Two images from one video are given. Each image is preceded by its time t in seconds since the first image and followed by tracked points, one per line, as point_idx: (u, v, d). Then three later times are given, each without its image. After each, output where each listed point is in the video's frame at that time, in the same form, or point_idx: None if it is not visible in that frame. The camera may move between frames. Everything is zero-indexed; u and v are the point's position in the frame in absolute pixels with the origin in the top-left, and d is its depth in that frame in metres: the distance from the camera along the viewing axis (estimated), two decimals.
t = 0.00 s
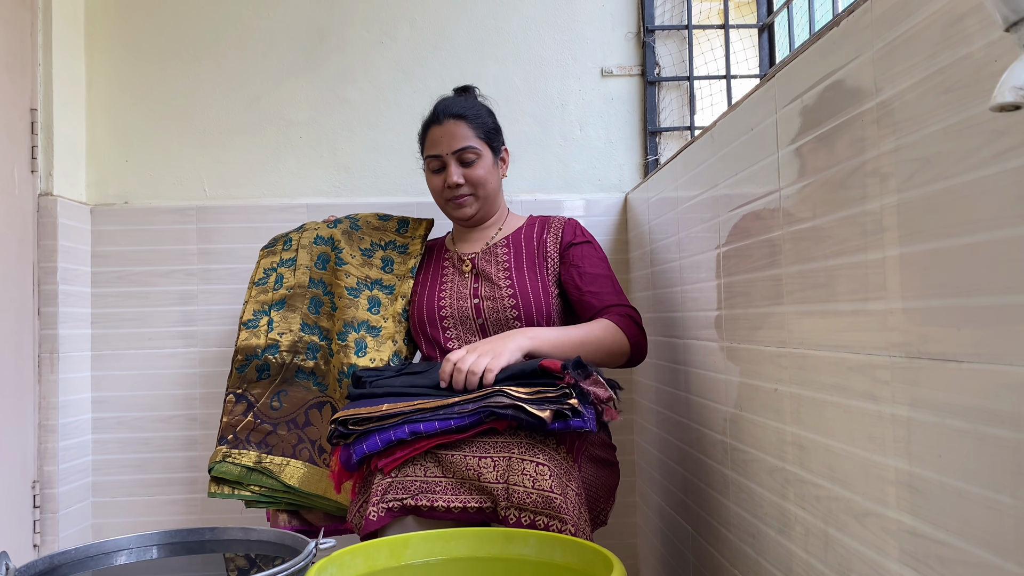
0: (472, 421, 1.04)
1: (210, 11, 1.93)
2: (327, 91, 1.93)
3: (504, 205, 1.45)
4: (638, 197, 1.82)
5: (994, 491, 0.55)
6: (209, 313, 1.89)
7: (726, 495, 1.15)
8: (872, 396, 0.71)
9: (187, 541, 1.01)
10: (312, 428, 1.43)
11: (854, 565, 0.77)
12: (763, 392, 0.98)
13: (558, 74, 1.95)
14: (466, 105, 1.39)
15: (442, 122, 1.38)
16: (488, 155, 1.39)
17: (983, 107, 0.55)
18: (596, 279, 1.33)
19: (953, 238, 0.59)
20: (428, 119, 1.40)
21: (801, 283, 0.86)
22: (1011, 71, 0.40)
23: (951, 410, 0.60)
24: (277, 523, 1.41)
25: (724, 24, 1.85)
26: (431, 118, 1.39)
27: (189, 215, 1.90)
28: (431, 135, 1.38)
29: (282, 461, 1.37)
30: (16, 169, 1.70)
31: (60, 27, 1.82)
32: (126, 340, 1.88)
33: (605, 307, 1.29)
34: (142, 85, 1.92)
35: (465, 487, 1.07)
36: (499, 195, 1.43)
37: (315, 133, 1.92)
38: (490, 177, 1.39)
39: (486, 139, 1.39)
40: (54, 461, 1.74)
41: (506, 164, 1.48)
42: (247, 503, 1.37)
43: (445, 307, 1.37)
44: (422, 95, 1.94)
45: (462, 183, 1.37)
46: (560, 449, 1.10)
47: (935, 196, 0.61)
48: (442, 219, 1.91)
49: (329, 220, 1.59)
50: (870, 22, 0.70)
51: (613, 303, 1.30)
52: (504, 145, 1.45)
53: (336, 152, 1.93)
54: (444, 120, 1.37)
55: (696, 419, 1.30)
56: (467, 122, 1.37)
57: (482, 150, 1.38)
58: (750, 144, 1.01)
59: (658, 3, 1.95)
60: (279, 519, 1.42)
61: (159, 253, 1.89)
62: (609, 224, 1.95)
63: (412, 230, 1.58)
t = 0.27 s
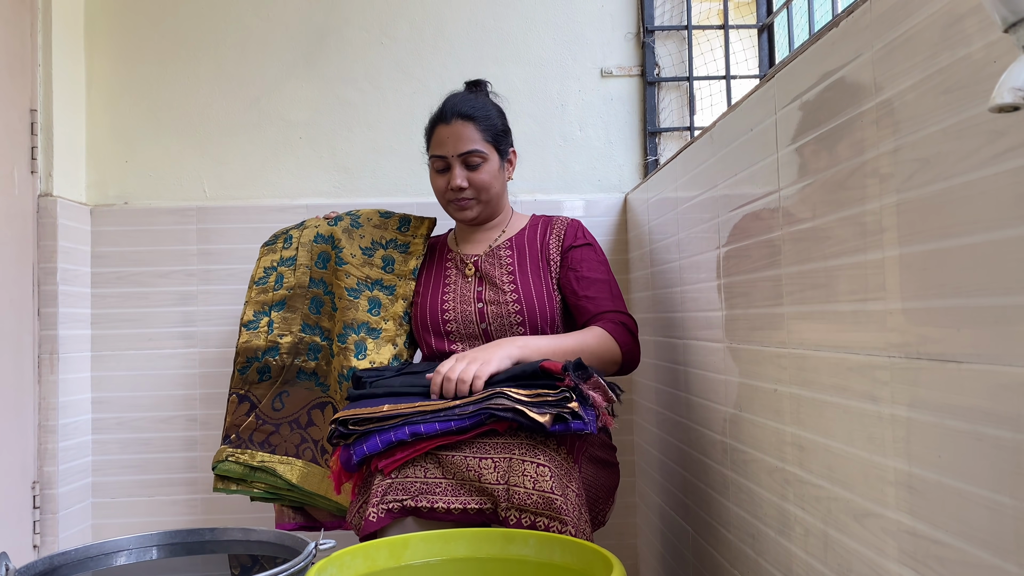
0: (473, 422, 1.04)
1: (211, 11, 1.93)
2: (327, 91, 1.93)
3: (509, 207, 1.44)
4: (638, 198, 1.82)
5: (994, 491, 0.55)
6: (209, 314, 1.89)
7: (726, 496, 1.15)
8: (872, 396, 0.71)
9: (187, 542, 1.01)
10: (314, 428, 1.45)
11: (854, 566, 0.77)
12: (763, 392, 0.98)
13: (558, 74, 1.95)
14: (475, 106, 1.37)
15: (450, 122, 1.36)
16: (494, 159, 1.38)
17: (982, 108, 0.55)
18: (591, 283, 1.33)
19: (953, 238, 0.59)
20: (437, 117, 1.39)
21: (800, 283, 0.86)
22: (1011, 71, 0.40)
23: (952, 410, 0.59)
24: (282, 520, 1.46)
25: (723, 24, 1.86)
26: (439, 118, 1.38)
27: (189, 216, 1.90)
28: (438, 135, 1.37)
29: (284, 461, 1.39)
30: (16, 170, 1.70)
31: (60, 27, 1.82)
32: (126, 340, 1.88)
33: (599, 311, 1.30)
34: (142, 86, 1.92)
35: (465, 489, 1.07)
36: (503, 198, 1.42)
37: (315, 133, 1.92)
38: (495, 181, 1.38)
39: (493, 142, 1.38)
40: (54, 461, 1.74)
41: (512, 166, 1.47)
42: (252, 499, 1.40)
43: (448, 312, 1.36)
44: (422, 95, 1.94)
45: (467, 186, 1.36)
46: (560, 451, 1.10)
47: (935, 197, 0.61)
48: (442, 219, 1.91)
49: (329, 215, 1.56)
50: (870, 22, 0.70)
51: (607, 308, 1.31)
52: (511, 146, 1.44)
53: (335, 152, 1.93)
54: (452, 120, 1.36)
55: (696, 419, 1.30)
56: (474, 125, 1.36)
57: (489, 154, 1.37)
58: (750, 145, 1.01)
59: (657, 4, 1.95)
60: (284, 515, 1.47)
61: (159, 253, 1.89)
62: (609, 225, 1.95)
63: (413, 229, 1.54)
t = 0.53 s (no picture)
0: (473, 423, 1.05)
1: (210, 12, 1.93)
2: (327, 92, 1.93)
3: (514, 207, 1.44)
4: (638, 198, 1.82)
5: (994, 492, 0.55)
6: (209, 315, 1.89)
7: (726, 496, 1.15)
8: (872, 396, 0.71)
9: (186, 543, 1.01)
10: (309, 417, 1.44)
11: (853, 566, 0.77)
12: (763, 393, 0.98)
13: (557, 75, 1.95)
14: (482, 104, 1.38)
15: (457, 121, 1.36)
16: (500, 159, 1.38)
17: (982, 109, 0.55)
18: (596, 289, 1.33)
19: (953, 238, 0.59)
20: (444, 114, 1.38)
21: (800, 284, 0.86)
22: (1010, 72, 0.40)
23: (951, 411, 0.59)
24: (275, 511, 1.41)
25: (722, 25, 1.86)
26: (445, 115, 1.38)
27: (188, 217, 1.90)
28: (444, 132, 1.37)
29: (278, 449, 1.38)
30: (15, 171, 1.70)
31: (60, 28, 1.82)
32: (126, 341, 1.88)
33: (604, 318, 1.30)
34: (142, 87, 1.92)
35: (465, 491, 1.07)
36: (507, 198, 1.41)
37: (315, 134, 1.93)
38: (501, 181, 1.38)
39: (500, 141, 1.38)
40: (53, 462, 1.74)
41: (518, 167, 1.47)
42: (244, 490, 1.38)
43: (449, 313, 1.37)
44: (422, 96, 1.94)
45: (471, 185, 1.35)
46: (560, 453, 1.10)
47: (934, 197, 0.61)
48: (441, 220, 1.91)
49: (331, 203, 1.56)
50: (869, 23, 0.70)
51: (612, 315, 1.30)
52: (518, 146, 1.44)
53: (335, 153, 1.93)
54: (459, 119, 1.35)
55: (696, 420, 1.30)
56: (481, 123, 1.36)
57: (495, 153, 1.37)
58: (750, 145, 1.01)
59: (656, 4, 1.95)
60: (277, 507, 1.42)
61: (159, 254, 1.89)
62: (608, 226, 1.95)
63: (416, 218, 1.54)
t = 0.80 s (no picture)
0: (473, 425, 1.04)
1: (210, 13, 1.93)
2: (326, 93, 1.93)
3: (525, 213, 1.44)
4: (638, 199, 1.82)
5: (992, 493, 0.55)
6: (209, 316, 1.89)
7: (725, 497, 1.15)
8: (871, 398, 0.71)
9: (186, 544, 1.01)
10: (307, 389, 1.38)
11: (852, 567, 0.77)
12: (763, 394, 0.98)
13: (557, 75, 1.96)
14: (497, 109, 1.38)
15: (473, 125, 1.37)
16: (513, 165, 1.37)
17: (980, 110, 0.55)
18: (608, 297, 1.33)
19: (952, 239, 0.59)
20: (459, 119, 1.39)
21: (799, 285, 0.86)
22: (1008, 74, 0.40)
23: (950, 413, 0.59)
24: (263, 485, 1.33)
25: (722, 26, 1.86)
26: (460, 121, 1.38)
27: (188, 218, 1.90)
28: (459, 137, 1.37)
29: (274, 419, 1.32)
30: (15, 172, 1.70)
31: (59, 29, 1.82)
32: (125, 342, 1.88)
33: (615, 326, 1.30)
34: (141, 88, 1.92)
35: (465, 491, 1.07)
36: (520, 204, 1.41)
37: (314, 135, 1.93)
38: (513, 186, 1.38)
39: (514, 147, 1.38)
40: (53, 463, 1.74)
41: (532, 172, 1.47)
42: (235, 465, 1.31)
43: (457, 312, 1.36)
44: (422, 97, 1.94)
45: (484, 190, 1.35)
46: (560, 453, 1.10)
47: (934, 198, 0.61)
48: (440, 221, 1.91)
49: (324, 167, 1.52)
50: (869, 24, 0.70)
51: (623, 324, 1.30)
52: (534, 152, 1.44)
53: (335, 154, 1.93)
54: (474, 123, 1.36)
55: (696, 421, 1.30)
56: (495, 129, 1.36)
57: (509, 159, 1.36)
58: (749, 146, 1.01)
59: (656, 5, 1.96)
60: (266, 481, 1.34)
61: (158, 255, 1.89)
62: (608, 226, 1.95)
63: (415, 191, 1.54)
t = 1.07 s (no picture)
0: (465, 423, 1.05)
1: (210, 14, 1.93)
2: (327, 93, 1.93)
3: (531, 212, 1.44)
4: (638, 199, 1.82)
5: (992, 494, 0.55)
6: (208, 316, 1.89)
7: (725, 497, 1.15)
8: (871, 398, 0.71)
9: (186, 544, 1.01)
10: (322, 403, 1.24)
11: (852, 568, 0.77)
12: (762, 394, 0.98)
13: (557, 75, 1.96)
14: (512, 106, 1.40)
15: (486, 119, 1.37)
16: (524, 161, 1.38)
17: (980, 111, 0.55)
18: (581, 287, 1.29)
19: (952, 240, 0.59)
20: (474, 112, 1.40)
21: (799, 285, 0.86)
22: (1007, 74, 0.40)
23: (950, 413, 0.59)
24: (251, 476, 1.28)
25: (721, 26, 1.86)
26: (475, 114, 1.40)
27: (188, 218, 1.90)
28: (472, 130, 1.38)
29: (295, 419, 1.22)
30: (15, 172, 1.70)
31: (59, 29, 1.82)
32: (125, 342, 1.88)
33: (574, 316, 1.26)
34: (141, 88, 1.92)
35: (459, 490, 1.07)
36: (527, 203, 1.41)
37: (314, 135, 1.93)
38: (523, 182, 1.38)
39: (525, 143, 1.39)
40: (53, 464, 1.74)
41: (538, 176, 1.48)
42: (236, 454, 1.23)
43: (461, 309, 1.34)
44: (422, 98, 1.94)
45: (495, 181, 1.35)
46: (555, 453, 1.10)
47: (933, 199, 0.61)
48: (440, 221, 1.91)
49: (436, 179, 1.04)
50: (868, 24, 0.70)
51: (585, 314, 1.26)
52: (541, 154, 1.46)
53: (335, 154, 1.93)
54: (488, 116, 1.37)
55: (695, 421, 1.30)
56: (509, 123, 1.38)
57: (520, 153, 1.37)
58: (749, 146, 1.01)
59: (655, 5, 1.96)
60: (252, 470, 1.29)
61: (158, 256, 1.89)
62: (607, 227, 1.95)
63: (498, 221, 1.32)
